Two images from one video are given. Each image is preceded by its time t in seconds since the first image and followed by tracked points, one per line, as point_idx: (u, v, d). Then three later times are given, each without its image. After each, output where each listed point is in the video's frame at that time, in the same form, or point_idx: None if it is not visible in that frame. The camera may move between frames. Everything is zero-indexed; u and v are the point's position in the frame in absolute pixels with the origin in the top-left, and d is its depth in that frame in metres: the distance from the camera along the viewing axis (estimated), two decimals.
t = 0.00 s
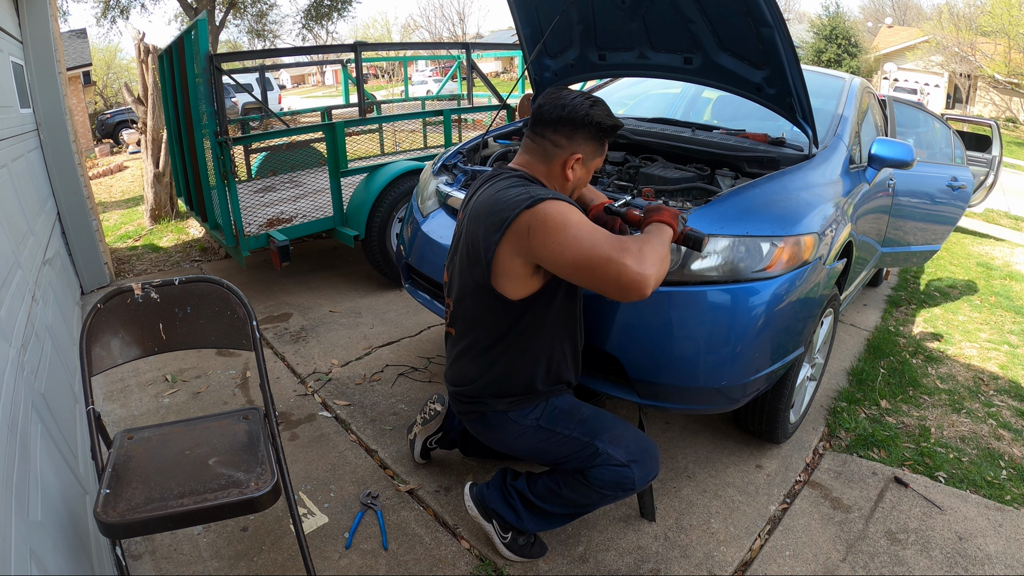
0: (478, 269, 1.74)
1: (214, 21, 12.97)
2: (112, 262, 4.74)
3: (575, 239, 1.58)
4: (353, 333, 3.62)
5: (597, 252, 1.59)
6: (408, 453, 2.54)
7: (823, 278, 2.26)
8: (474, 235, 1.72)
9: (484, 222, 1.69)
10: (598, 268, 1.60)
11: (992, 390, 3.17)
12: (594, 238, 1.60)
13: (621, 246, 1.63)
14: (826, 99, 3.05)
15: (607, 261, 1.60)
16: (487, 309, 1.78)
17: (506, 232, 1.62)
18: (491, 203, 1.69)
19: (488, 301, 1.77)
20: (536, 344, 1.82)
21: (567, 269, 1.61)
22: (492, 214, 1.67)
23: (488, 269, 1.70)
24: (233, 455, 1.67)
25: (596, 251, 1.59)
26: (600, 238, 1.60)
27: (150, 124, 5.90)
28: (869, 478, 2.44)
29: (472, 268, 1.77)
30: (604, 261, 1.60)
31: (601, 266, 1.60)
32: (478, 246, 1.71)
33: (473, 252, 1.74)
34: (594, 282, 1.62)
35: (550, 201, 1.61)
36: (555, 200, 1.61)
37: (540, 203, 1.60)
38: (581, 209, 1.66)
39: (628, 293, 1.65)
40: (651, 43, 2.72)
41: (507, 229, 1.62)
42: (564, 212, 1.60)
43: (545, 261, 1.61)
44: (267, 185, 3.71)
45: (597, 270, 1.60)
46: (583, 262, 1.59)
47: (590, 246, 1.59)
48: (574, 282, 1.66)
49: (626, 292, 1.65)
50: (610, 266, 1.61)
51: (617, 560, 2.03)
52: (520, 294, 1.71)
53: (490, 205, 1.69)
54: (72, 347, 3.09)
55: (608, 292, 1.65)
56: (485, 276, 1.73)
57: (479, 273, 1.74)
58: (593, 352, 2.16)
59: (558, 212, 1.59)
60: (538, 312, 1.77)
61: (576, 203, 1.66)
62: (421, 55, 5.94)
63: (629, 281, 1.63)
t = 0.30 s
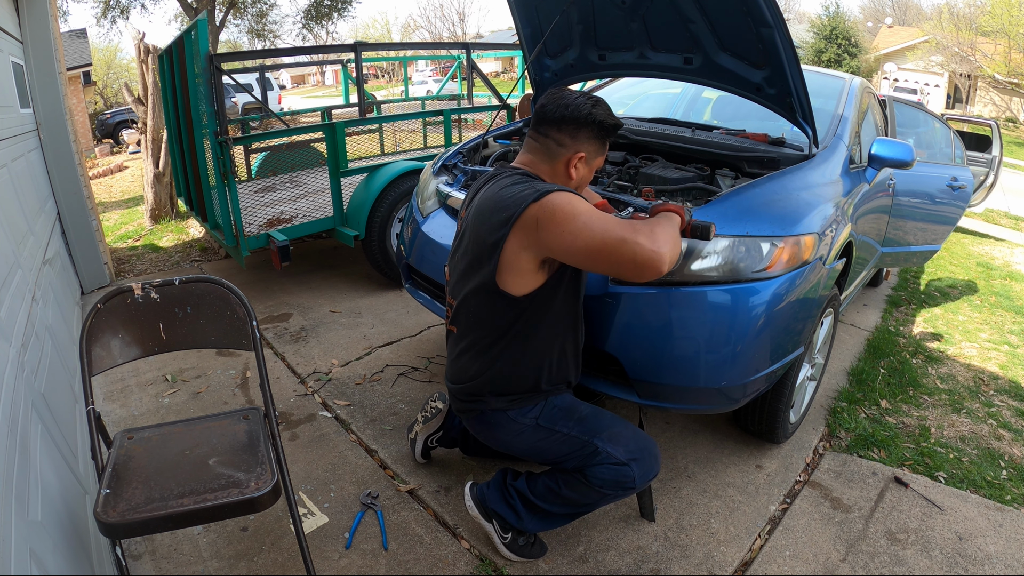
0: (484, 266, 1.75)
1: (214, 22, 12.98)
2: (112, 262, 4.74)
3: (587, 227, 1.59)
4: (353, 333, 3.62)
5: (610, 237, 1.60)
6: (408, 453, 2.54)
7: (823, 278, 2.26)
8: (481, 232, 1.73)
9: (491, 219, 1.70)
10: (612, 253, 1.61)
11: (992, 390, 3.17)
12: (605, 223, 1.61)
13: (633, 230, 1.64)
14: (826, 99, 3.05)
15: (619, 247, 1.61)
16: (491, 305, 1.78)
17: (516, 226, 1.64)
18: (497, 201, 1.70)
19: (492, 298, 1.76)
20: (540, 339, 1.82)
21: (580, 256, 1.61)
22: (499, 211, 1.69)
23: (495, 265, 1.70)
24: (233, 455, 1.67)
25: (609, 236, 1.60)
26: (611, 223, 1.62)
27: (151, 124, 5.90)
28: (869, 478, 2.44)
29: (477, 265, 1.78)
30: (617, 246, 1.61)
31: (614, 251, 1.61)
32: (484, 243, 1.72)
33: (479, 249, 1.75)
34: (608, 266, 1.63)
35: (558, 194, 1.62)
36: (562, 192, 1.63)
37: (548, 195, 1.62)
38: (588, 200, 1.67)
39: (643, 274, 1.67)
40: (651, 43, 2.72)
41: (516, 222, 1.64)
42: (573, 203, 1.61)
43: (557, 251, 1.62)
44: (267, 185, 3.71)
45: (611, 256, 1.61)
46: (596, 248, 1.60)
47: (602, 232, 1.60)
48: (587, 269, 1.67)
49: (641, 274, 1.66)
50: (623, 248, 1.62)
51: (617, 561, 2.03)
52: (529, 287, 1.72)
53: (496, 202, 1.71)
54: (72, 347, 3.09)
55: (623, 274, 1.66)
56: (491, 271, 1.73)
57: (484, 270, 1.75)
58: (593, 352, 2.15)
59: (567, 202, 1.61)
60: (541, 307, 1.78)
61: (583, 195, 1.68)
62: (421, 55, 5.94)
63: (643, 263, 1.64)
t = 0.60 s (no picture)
0: (488, 263, 1.75)
1: (214, 22, 12.98)
2: (112, 262, 4.73)
3: (591, 214, 1.60)
4: (353, 333, 3.62)
5: (616, 222, 1.61)
6: (408, 453, 2.54)
7: (823, 278, 2.26)
8: (484, 229, 1.74)
9: (493, 215, 1.71)
10: (619, 238, 1.62)
11: (993, 390, 3.17)
12: (610, 208, 1.62)
13: (638, 215, 1.65)
14: (826, 99, 3.05)
15: (625, 232, 1.62)
16: (496, 302, 1.77)
17: (520, 219, 1.64)
18: (498, 197, 1.71)
19: (498, 295, 1.76)
20: (545, 335, 1.82)
21: (587, 241, 1.61)
22: (501, 207, 1.69)
23: (499, 260, 1.70)
24: (233, 455, 1.67)
25: (615, 221, 1.61)
26: (615, 208, 1.63)
27: (151, 124, 5.90)
28: (869, 478, 2.44)
29: (481, 263, 1.77)
30: (623, 231, 1.62)
31: (621, 236, 1.62)
32: (488, 239, 1.72)
33: (482, 246, 1.75)
34: (615, 251, 1.64)
35: (560, 185, 1.63)
36: (563, 183, 1.64)
37: (550, 186, 1.63)
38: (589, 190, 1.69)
39: (651, 256, 1.67)
40: (651, 43, 2.72)
41: (520, 215, 1.64)
42: (575, 193, 1.62)
43: (563, 239, 1.62)
44: (267, 185, 3.71)
45: (618, 240, 1.62)
46: (602, 234, 1.61)
47: (606, 218, 1.61)
48: (593, 256, 1.67)
49: (648, 257, 1.67)
50: (629, 232, 1.63)
51: (617, 561, 2.03)
52: (535, 281, 1.72)
53: (497, 199, 1.71)
54: (72, 347, 3.09)
55: (630, 257, 1.67)
56: (496, 268, 1.72)
57: (489, 267, 1.74)
58: (593, 352, 2.16)
59: (571, 191, 1.62)
60: (546, 302, 1.78)
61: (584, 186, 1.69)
62: (421, 55, 5.94)
63: (650, 246, 1.65)
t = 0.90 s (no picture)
0: (486, 261, 1.75)
1: (214, 21, 12.98)
2: (111, 262, 4.73)
3: (587, 209, 1.61)
4: (352, 333, 3.62)
5: (612, 218, 1.61)
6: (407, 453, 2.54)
7: (822, 278, 2.26)
8: (481, 228, 1.74)
9: (490, 214, 1.71)
10: (616, 233, 1.62)
11: (992, 390, 3.17)
12: (605, 204, 1.62)
13: (634, 210, 1.65)
14: (825, 99, 3.06)
15: (621, 227, 1.62)
16: (495, 301, 1.77)
17: (518, 217, 1.65)
18: (494, 196, 1.71)
19: (497, 293, 1.76)
20: (544, 333, 1.82)
21: (583, 237, 1.62)
22: (497, 206, 1.69)
23: (497, 258, 1.70)
24: (232, 455, 1.67)
25: (610, 217, 1.61)
26: (610, 203, 1.63)
27: (150, 124, 5.90)
28: (868, 478, 2.44)
29: (478, 263, 1.77)
30: (619, 226, 1.62)
31: (617, 231, 1.62)
32: (485, 238, 1.72)
33: (480, 245, 1.75)
34: (612, 247, 1.64)
35: (555, 182, 1.64)
36: (559, 180, 1.64)
37: (546, 183, 1.63)
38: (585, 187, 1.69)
39: (649, 251, 1.67)
40: (650, 43, 2.72)
41: (517, 213, 1.65)
42: (570, 189, 1.63)
43: (559, 236, 1.62)
44: (267, 185, 3.71)
45: (614, 236, 1.62)
46: (599, 230, 1.61)
47: (602, 214, 1.61)
48: (590, 251, 1.67)
49: (645, 251, 1.67)
50: (625, 227, 1.63)
51: (616, 561, 2.03)
52: (533, 279, 1.72)
53: (493, 197, 1.71)
54: (71, 347, 3.09)
55: (627, 252, 1.67)
56: (494, 266, 1.73)
57: (486, 265, 1.75)
58: (593, 352, 2.16)
59: (566, 187, 1.62)
60: (545, 299, 1.77)
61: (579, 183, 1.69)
62: (421, 55, 5.94)
63: (647, 241, 1.65)
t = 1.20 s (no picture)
0: (486, 262, 1.75)
1: (213, 21, 12.98)
2: (111, 262, 4.73)
3: (586, 213, 1.61)
4: (352, 333, 3.62)
5: (610, 222, 1.61)
6: (407, 453, 2.54)
7: (822, 277, 2.26)
8: (481, 229, 1.74)
9: (490, 215, 1.71)
10: (614, 238, 1.62)
11: (991, 390, 3.17)
12: (604, 208, 1.62)
13: (632, 215, 1.65)
14: (825, 99, 3.06)
15: (620, 231, 1.62)
16: (495, 302, 1.77)
17: (517, 219, 1.65)
18: (494, 197, 1.71)
19: (497, 294, 1.76)
20: (544, 335, 1.82)
21: (581, 241, 1.62)
22: (497, 207, 1.69)
23: (497, 259, 1.71)
24: (232, 455, 1.67)
25: (609, 221, 1.61)
26: (608, 207, 1.63)
27: (150, 124, 5.89)
28: (868, 478, 2.44)
29: (478, 264, 1.77)
30: (617, 231, 1.62)
31: (615, 235, 1.62)
32: (485, 239, 1.73)
33: (480, 245, 1.75)
34: (610, 251, 1.64)
35: (555, 184, 1.64)
36: (558, 182, 1.64)
37: (546, 186, 1.63)
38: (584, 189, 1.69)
39: (646, 256, 1.67)
40: (650, 43, 2.72)
41: (517, 215, 1.65)
42: (570, 192, 1.63)
43: (557, 239, 1.62)
44: (266, 185, 3.71)
45: (612, 240, 1.62)
46: (597, 234, 1.61)
47: (600, 218, 1.61)
48: (589, 255, 1.67)
49: (643, 257, 1.67)
50: (623, 231, 1.63)
51: (616, 561, 2.03)
52: (532, 281, 1.72)
53: (493, 198, 1.71)
54: (71, 347, 3.09)
55: (625, 257, 1.67)
56: (494, 267, 1.73)
57: (486, 266, 1.75)
58: (593, 352, 2.15)
59: (566, 190, 1.62)
60: (545, 301, 1.77)
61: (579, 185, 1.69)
62: (421, 55, 5.94)
63: (645, 247, 1.66)
